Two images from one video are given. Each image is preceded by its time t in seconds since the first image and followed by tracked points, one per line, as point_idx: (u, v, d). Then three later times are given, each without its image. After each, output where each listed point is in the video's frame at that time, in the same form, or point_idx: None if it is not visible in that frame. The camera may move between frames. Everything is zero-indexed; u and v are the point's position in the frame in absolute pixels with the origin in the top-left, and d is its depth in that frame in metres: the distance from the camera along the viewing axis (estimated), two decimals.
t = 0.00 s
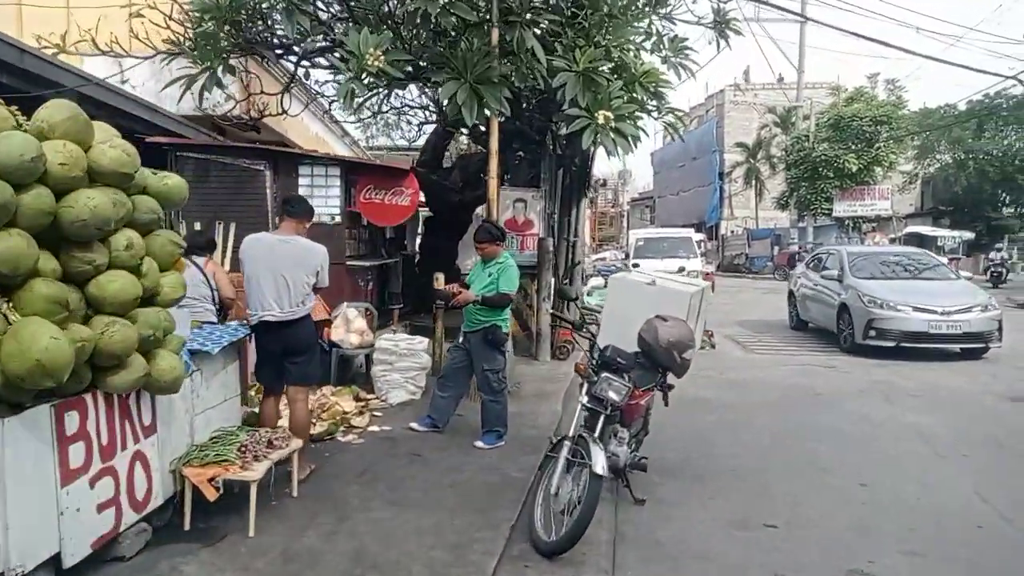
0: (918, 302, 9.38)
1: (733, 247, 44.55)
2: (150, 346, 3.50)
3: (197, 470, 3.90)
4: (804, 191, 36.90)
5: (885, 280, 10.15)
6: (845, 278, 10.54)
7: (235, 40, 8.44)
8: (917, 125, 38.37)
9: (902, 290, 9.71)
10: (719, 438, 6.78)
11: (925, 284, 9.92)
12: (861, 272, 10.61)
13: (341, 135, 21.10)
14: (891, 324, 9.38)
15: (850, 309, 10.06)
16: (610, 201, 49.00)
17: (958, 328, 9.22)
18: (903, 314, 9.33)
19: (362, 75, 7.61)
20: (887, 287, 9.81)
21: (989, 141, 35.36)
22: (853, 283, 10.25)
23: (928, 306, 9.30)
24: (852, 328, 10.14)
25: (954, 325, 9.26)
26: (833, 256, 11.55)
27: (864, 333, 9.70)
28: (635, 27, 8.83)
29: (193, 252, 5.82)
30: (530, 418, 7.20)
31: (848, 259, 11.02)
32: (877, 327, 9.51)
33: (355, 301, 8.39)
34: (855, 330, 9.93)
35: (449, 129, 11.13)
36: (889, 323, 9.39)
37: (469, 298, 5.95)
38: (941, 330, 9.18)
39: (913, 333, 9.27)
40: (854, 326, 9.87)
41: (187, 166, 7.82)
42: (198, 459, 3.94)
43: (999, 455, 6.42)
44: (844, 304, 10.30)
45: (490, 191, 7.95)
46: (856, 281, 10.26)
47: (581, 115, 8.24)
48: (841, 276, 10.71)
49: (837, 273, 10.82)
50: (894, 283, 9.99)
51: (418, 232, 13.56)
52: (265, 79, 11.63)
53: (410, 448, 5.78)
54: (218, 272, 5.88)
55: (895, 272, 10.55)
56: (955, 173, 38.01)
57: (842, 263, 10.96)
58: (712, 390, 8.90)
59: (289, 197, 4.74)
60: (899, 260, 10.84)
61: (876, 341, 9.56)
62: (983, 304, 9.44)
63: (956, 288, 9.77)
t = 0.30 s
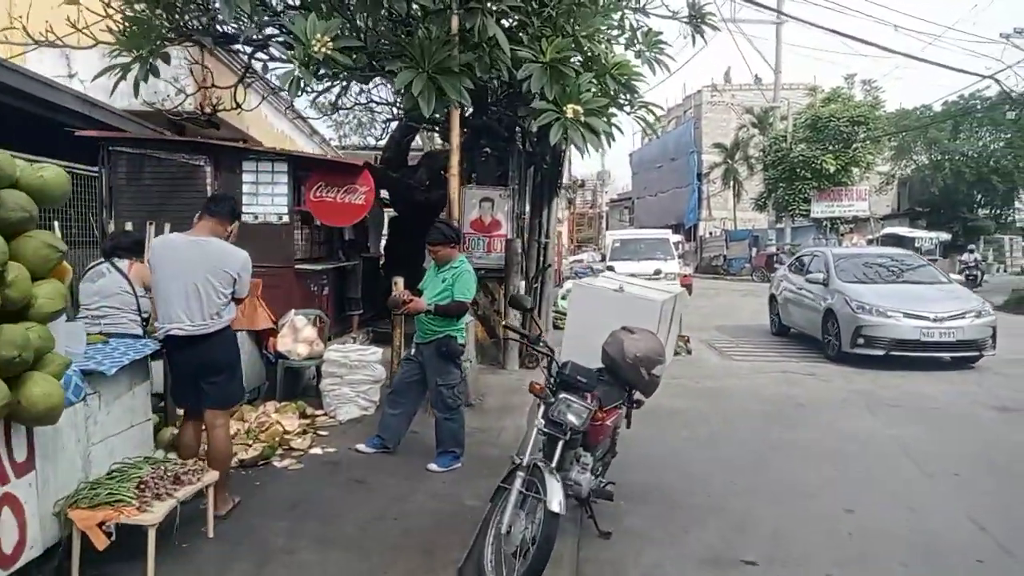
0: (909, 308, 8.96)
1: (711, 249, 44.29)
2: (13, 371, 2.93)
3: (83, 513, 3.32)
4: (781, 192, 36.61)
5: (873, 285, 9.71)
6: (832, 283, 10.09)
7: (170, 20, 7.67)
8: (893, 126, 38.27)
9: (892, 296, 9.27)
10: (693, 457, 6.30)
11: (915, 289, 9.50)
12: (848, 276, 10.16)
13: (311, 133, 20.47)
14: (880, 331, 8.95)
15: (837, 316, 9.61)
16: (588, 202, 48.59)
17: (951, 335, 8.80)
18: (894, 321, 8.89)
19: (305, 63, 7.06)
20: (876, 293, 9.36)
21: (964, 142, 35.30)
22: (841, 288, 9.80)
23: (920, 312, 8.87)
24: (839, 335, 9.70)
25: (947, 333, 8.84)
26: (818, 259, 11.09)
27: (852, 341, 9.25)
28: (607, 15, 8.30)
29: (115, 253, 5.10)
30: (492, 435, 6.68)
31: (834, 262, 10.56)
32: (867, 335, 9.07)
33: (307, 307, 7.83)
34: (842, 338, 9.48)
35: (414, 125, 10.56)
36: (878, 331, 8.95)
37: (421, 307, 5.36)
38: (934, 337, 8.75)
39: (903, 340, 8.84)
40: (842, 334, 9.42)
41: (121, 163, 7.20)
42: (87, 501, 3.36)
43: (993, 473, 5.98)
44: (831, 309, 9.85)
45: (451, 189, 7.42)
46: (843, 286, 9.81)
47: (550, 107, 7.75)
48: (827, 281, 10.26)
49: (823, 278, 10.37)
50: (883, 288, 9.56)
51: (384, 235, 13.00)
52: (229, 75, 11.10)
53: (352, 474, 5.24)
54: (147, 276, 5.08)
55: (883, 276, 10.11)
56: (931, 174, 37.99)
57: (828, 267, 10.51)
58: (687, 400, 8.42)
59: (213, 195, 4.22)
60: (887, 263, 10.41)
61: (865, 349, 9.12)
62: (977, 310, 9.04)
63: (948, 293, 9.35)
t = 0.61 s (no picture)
0: (903, 313, 8.59)
1: (691, 250, 44.06)
2: None
3: None
4: (761, 193, 36.39)
5: (863, 288, 9.34)
6: (820, 285, 9.70)
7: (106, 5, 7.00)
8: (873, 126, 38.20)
9: (884, 299, 8.90)
10: (669, 475, 5.88)
11: (908, 292, 9.14)
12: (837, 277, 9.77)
13: (281, 132, 19.92)
14: (871, 337, 8.57)
15: (827, 320, 9.22)
16: (568, 202, 48.19)
17: (947, 342, 8.45)
18: (887, 327, 8.52)
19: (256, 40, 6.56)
20: (868, 297, 8.98)
21: (942, 142, 35.30)
22: (830, 291, 9.40)
23: (915, 318, 8.51)
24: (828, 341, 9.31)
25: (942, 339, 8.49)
26: (805, 259, 10.69)
27: (843, 347, 8.86)
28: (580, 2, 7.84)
29: (28, 257, 4.58)
30: (454, 451, 6.20)
31: (821, 263, 10.16)
32: (858, 341, 8.68)
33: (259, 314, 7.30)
34: (832, 343, 9.09)
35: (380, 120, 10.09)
36: (870, 337, 8.56)
37: (374, 314, 4.79)
38: (930, 344, 8.40)
39: (897, 347, 8.46)
40: (832, 340, 9.02)
41: (54, 160, 6.78)
42: None
43: (987, 488, 5.59)
44: (820, 313, 9.46)
45: (410, 185, 6.95)
46: (832, 289, 9.42)
47: (518, 99, 7.27)
48: (814, 283, 9.87)
49: (810, 280, 9.97)
50: (875, 291, 9.18)
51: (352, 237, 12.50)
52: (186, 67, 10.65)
53: (295, 501, 4.78)
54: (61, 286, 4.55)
55: (873, 278, 9.73)
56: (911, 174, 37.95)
57: (816, 268, 10.11)
58: (664, 410, 8.00)
59: (123, 193, 3.94)
60: (876, 265, 10.04)
61: (855, 356, 8.73)
62: (973, 314, 8.70)
63: (943, 298, 9.00)
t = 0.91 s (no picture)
0: (904, 320, 8.26)
1: (674, 252, 43.83)
2: None
3: None
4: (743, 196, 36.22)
5: (858, 293, 9.00)
6: (812, 289, 9.33)
7: None
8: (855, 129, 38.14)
9: (881, 305, 8.56)
10: (649, 494, 5.49)
11: (904, 297, 8.83)
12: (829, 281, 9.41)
13: (257, 132, 19.41)
14: (870, 345, 8.24)
15: (821, 327, 8.87)
16: (551, 205, 47.83)
17: (949, 350, 8.15)
18: (887, 334, 8.19)
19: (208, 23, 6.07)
20: (864, 302, 8.64)
21: (923, 145, 35.26)
22: (824, 296, 9.05)
23: (917, 325, 8.19)
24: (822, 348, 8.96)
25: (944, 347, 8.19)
26: (795, 262, 10.33)
27: (839, 356, 8.52)
28: None
29: None
30: (419, 468, 5.80)
31: (813, 266, 9.81)
32: (856, 350, 8.34)
33: (211, 322, 6.91)
34: (827, 351, 8.74)
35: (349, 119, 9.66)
36: (869, 344, 8.23)
37: (325, 323, 4.37)
38: (932, 352, 8.10)
39: (897, 355, 8.15)
40: (827, 348, 8.68)
41: None
42: None
43: (985, 506, 5.24)
44: (813, 318, 9.11)
45: (375, 185, 6.52)
46: (826, 294, 9.06)
47: (489, 94, 6.84)
48: (806, 287, 9.51)
49: (802, 283, 9.61)
50: (871, 296, 8.85)
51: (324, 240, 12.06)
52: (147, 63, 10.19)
53: (237, 528, 4.37)
54: None
55: (867, 281, 9.40)
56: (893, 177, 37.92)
57: (808, 271, 9.75)
58: (644, 420, 7.63)
59: (19, 183, 3.44)
60: (870, 268, 9.71)
61: (853, 365, 8.38)
62: (976, 320, 8.41)
63: (943, 303, 8.70)
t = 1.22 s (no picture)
0: (910, 325, 7.96)
1: (661, 253, 43.64)
2: None
3: None
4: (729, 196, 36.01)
5: (859, 296, 8.69)
6: (812, 292, 9.01)
7: None
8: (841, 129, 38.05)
9: (885, 310, 8.26)
10: (631, 508, 5.19)
11: (905, 301, 8.54)
12: (829, 283, 9.09)
13: (236, 131, 18.96)
14: (876, 352, 7.94)
15: (821, 331, 8.56)
16: (537, 206, 47.52)
17: (959, 356, 7.85)
18: (892, 340, 7.90)
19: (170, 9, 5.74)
20: (867, 306, 8.34)
21: (908, 146, 35.20)
22: (824, 300, 8.73)
23: (924, 330, 7.89)
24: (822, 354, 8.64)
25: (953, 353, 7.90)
26: (791, 263, 10.00)
27: (842, 363, 8.22)
28: None
29: None
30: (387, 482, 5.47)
31: (811, 268, 9.48)
32: (860, 357, 8.04)
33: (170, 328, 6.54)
34: (828, 357, 8.43)
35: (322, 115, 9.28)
36: (874, 351, 7.92)
37: (279, 330, 4.04)
38: (941, 358, 7.79)
39: (904, 362, 7.83)
40: (829, 355, 8.36)
41: None
42: None
43: (984, 520, 4.96)
44: (812, 323, 8.79)
45: (341, 181, 6.11)
46: (826, 297, 8.75)
47: (464, 87, 6.48)
48: (804, 290, 9.18)
49: (800, 286, 9.28)
50: (874, 300, 8.55)
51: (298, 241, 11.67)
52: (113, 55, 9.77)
53: (182, 552, 4.03)
54: None
55: (867, 284, 9.09)
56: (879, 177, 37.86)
57: (806, 273, 9.42)
58: (627, 428, 7.30)
59: None
60: (870, 270, 9.40)
61: (857, 373, 8.09)
62: (984, 326, 8.15)
63: (950, 308, 8.42)
